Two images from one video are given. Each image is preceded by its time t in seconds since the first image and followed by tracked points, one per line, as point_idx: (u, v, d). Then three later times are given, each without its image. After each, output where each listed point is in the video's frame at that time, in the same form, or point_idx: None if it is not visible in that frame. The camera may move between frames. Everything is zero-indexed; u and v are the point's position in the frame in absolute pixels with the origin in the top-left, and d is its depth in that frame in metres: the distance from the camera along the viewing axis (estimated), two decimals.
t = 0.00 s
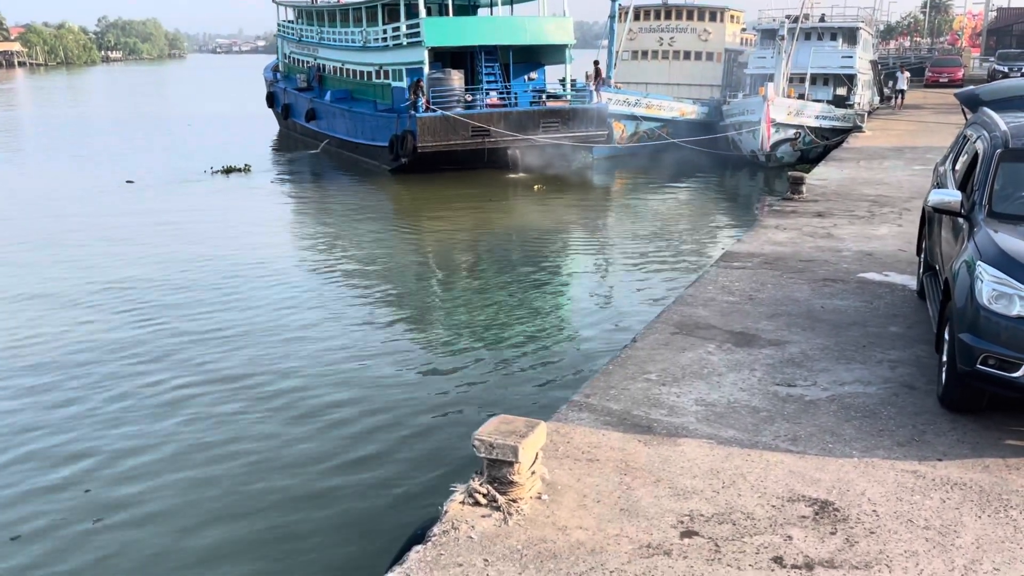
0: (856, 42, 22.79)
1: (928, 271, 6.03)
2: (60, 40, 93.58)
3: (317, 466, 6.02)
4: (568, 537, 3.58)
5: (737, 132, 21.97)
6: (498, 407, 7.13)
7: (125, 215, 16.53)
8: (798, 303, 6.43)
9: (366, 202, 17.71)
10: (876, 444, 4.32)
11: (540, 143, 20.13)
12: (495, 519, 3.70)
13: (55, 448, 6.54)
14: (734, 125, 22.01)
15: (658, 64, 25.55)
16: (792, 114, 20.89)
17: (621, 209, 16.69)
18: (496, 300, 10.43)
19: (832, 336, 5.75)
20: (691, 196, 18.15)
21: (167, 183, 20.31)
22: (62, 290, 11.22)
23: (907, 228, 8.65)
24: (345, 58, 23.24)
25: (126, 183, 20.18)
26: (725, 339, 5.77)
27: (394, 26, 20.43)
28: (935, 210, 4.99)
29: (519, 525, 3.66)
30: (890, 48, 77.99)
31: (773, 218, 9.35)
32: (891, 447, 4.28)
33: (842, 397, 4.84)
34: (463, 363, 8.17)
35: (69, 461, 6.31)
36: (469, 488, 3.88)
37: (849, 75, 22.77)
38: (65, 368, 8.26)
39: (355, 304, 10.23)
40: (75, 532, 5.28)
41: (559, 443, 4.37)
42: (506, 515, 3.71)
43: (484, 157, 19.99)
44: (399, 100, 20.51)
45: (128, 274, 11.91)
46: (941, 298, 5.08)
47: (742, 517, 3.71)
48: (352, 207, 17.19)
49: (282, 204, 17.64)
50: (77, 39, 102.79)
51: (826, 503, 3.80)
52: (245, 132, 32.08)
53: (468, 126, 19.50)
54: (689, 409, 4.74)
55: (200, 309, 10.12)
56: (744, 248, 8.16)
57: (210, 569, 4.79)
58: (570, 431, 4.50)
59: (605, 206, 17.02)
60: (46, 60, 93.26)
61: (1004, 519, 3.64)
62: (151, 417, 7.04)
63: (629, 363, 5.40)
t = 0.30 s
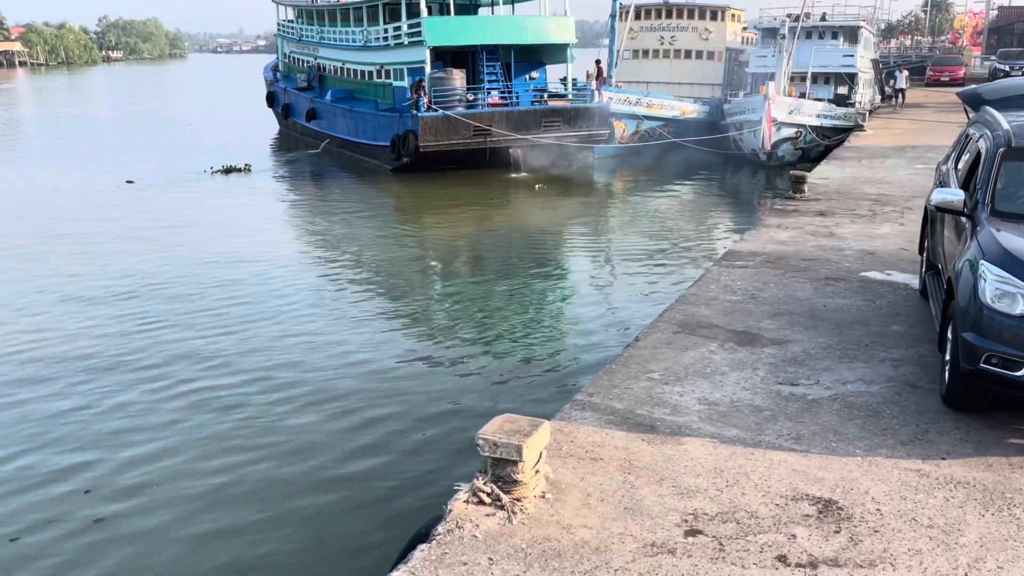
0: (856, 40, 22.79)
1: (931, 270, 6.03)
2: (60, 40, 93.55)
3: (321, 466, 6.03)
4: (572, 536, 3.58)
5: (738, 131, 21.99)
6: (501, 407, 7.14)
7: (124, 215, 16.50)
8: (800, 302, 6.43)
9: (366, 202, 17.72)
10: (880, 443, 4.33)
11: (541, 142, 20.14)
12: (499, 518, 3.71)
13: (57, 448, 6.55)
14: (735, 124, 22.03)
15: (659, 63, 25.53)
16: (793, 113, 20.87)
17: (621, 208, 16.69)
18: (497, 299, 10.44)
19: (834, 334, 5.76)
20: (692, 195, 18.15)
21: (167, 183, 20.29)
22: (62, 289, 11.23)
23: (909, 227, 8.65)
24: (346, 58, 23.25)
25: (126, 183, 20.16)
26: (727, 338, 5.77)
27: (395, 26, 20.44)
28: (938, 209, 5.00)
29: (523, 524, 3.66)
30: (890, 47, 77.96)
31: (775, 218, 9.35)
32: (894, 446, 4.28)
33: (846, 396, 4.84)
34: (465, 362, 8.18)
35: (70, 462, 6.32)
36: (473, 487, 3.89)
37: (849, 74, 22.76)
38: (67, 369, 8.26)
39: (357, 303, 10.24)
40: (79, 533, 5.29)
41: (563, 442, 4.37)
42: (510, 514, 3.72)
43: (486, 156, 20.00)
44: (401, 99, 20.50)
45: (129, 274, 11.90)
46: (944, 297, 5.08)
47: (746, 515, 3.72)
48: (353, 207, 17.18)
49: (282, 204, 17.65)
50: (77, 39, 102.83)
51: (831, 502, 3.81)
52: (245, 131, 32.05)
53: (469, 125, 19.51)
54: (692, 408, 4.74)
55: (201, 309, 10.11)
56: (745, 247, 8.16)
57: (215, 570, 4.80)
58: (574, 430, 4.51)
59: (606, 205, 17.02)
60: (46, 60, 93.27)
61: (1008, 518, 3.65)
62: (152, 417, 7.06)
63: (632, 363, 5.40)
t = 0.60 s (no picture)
0: (858, 40, 22.77)
1: (932, 269, 6.02)
2: (61, 40, 93.61)
3: (322, 466, 6.03)
4: (574, 535, 3.58)
5: (739, 130, 21.99)
6: (503, 408, 7.14)
7: (124, 215, 16.52)
8: (802, 302, 6.43)
9: (367, 202, 17.74)
10: (881, 442, 4.32)
11: (542, 142, 20.14)
12: (501, 517, 3.71)
13: (58, 448, 6.57)
14: (736, 123, 22.03)
15: (660, 63, 25.53)
16: (794, 113, 20.86)
17: (622, 208, 16.69)
18: (497, 299, 10.43)
19: (836, 334, 5.76)
20: (693, 195, 18.15)
21: (166, 183, 20.30)
22: (63, 290, 11.25)
23: (911, 227, 8.64)
24: (347, 57, 23.27)
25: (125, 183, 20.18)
26: (729, 337, 5.77)
27: (395, 26, 20.45)
28: (939, 208, 4.99)
29: (524, 523, 3.66)
30: (892, 46, 77.82)
31: (777, 217, 9.35)
32: (896, 445, 4.28)
33: (847, 395, 4.84)
34: (466, 362, 8.18)
35: (70, 462, 6.33)
36: (475, 486, 3.89)
37: (850, 73, 22.74)
38: (67, 369, 8.26)
39: (358, 303, 10.25)
40: (80, 533, 5.29)
41: (564, 441, 4.37)
42: (512, 513, 3.72)
43: (487, 155, 19.99)
44: (402, 99, 20.51)
45: (128, 275, 11.90)
46: (945, 297, 5.07)
47: (748, 515, 3.72)
48: (353, 207, 17.18)
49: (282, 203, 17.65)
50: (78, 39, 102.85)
51: (833, 501, 3.81)
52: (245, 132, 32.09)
53: (470, 125, 19.52)
54: (694, 407, 4.74)
55: (201, 309, 10.12)
56: (747, 246, 8.16)
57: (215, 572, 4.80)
58: (575, 429, 4.51)
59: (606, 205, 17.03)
60: (47, 60, 93.33)
61: (1010, 517, 3.64)
62: (153, 417, 7.06)
63: (634, 362, 5.40)
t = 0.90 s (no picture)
0: (859, 39, 22.75)
1: (934, 268, 6.01)
2: (62, 40, 93.66)
3: (322, 465, 6.03)
4: (575, 533, 3.58)
5: (740, 130, 21.99)
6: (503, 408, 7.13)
7: (123, 215, 16.53)
8: (803, 301, 6.42)
9: (367, 201, 17.75)
10: (882, 440, 4.32)
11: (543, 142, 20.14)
12: (502, 516, 3.71)
13: (57, 447, 6.58)
14: (737, 123, 22.03)
15: (660, 63, 25.53)
16: (795, 112, 20.84)
17: (623, 207, 16.68)
18: (498, 299, 10.41)
19: (837, 332, 5.75)
20: (693, 194, 18.13)
21: (166, 183, 20.31)
22: (63, 290, 11.26)
23: (912, 226, 8.63)
24: (347, 57, 23.29)
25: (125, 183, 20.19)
26: (730, 336, 5.77)
27: (396, 25, 20.46)
28: (940, 206, 4.99)
29: (525, 522, 3.66)
30: (893, 46, 77.69)
31: (777, 216, 9.34)
32: (896, 444, 4.28)
33: (848, 393, 4.84)
34: (466, 361, 8.18)
35: (70, 461, 6.33)
36: (475, 485, 3.89)
37: (851, 73, 22.71)
38: (67, 369, 8.26)
39: (359, 303, 10.25)
40: (78, 532, 5.30)
41: (565, 440, 4.37)
42: (513, 512, 3.72)
43: (488, 155, 19.99)
44: (403, 99, 20.52)
45: (127, 275, 11.90)
46: (946, 295, 5.07)
47: (749, 513, 3.71)
48: (354, 207, 17.18)
49: (282, 203, 17.67)
50: (79, 39, 102.89)
51: (833, 500, 3.81)
52: (245, 132, 32.10)
53: (472, 125, 19.53)
54: (695, 406, 4.74)
55: (201, 309, 10.13)
56: (748, 245, 8.15)
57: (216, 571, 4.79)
58: (576, 428, 4.51)
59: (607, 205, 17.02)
60: (48, 60, 93.37)
61: (1011, 515, 3.64)
62: (153, 417, 7.07)
63: (634, 361, 5.40)
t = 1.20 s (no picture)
0: (858, 38, 22.77)
1: (932, 267, 6.00)
2: (62, 40, 93.59)
3: (322, 464, 6.03)
4: (574, 532, 3.58)
5: (739, 130, 22.03)
6: (502, 406, 7.13)
7: (120, 215, 16.50)
8: (802, 299, 6.43)
9: (367, 201, 17.75)
10: (881, 439, 4.32)
11: (543, 142, 20.15)
12: (500, 515, 3.71)
13: (55, 447, 6.58)
14: (736, 123, 22.03)
15: (660, 62, 25.52)
16: (793, 111, 20.86)
17: (622, 207, 16.68)
18: (498, 298, 10.42)
19: (836, 331, 5.75)
20: (693, 193, 18.13)
21: (164, 183, 20.28)
22: (61, 290, 11.25)
23: (911, 225, 8.64)
24: (346, 56, 23.28)
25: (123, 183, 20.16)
26: (729, 335, 5.77)
27: (395, 25, 20.45)
28: (939, 205, 5.00)
29: (524, 521, 3.67)
30: (891, 46, 77.72)
31: (777, 215, 9.35)
32: (895, 442, 4.28)
33: (847, 392, 4.84)
34: (465, 361, 8.18)
35: (67, 460, 6.34)
36: (474, 483, 3.89)
37: (851, 72, 22.72)
38: (66, 369, 8.26)
39: (358, 302, 10.25)
40: (75, 532, 5.30)
41: (564, 439, 4.37)
42: (511, 511, 3.72)
43: (488, 155, 19.99)
44: (402, 98, 20.52)
45: (125, 275, 11.89)
46: (945, 294, 5.07)
47: (747, 512, 3.72)
48: (353, 207, 17.17)
49: (281, 203, 17.66)
50: (78, 39, 102.79)
51: (832, 498, 3.81)
52: (244, 131, 32.08)
53: (472, 125, 19.51)
54: (694, 405, 4.74)
55: (200, 309, 10.12)
56: (747, 244, 8.15)
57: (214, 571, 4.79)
58: (575, 426, 4.51)
59: (607, 204, 17.02)
60: (48, 61, 93.34)
61: (1009, 514, 3.64)
62: (151, 417, 7.07)
63: (633, 360, 5.40)
